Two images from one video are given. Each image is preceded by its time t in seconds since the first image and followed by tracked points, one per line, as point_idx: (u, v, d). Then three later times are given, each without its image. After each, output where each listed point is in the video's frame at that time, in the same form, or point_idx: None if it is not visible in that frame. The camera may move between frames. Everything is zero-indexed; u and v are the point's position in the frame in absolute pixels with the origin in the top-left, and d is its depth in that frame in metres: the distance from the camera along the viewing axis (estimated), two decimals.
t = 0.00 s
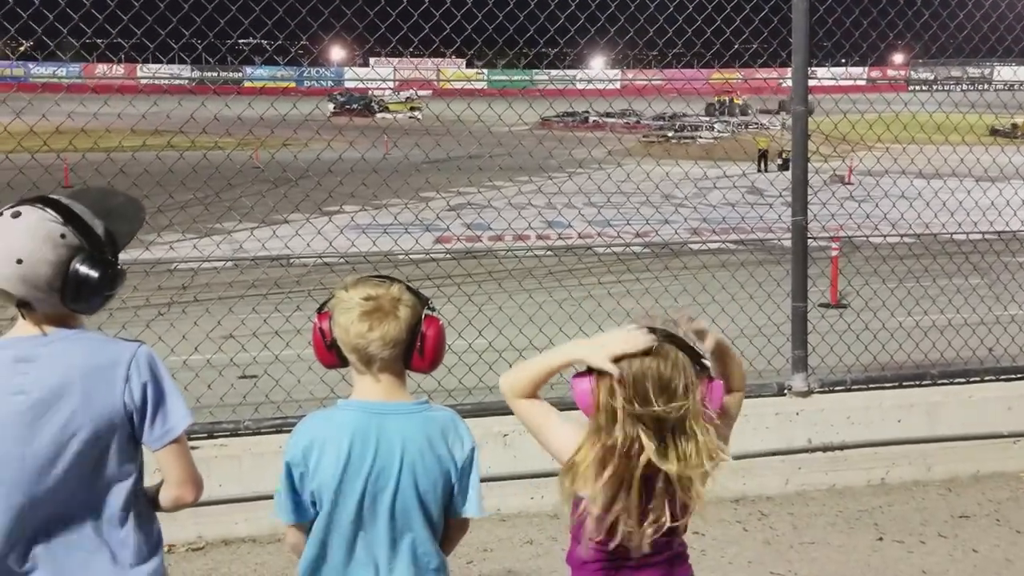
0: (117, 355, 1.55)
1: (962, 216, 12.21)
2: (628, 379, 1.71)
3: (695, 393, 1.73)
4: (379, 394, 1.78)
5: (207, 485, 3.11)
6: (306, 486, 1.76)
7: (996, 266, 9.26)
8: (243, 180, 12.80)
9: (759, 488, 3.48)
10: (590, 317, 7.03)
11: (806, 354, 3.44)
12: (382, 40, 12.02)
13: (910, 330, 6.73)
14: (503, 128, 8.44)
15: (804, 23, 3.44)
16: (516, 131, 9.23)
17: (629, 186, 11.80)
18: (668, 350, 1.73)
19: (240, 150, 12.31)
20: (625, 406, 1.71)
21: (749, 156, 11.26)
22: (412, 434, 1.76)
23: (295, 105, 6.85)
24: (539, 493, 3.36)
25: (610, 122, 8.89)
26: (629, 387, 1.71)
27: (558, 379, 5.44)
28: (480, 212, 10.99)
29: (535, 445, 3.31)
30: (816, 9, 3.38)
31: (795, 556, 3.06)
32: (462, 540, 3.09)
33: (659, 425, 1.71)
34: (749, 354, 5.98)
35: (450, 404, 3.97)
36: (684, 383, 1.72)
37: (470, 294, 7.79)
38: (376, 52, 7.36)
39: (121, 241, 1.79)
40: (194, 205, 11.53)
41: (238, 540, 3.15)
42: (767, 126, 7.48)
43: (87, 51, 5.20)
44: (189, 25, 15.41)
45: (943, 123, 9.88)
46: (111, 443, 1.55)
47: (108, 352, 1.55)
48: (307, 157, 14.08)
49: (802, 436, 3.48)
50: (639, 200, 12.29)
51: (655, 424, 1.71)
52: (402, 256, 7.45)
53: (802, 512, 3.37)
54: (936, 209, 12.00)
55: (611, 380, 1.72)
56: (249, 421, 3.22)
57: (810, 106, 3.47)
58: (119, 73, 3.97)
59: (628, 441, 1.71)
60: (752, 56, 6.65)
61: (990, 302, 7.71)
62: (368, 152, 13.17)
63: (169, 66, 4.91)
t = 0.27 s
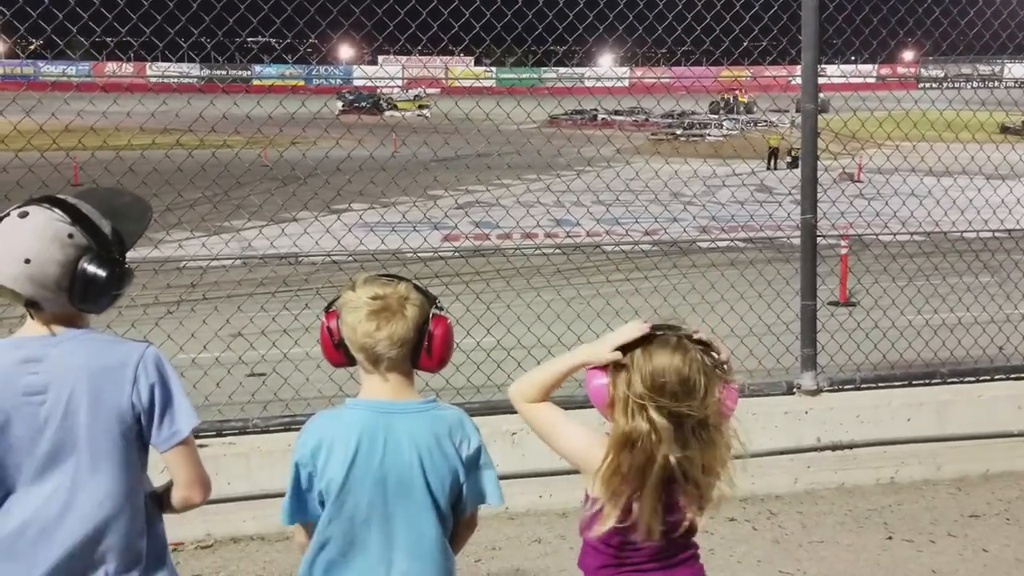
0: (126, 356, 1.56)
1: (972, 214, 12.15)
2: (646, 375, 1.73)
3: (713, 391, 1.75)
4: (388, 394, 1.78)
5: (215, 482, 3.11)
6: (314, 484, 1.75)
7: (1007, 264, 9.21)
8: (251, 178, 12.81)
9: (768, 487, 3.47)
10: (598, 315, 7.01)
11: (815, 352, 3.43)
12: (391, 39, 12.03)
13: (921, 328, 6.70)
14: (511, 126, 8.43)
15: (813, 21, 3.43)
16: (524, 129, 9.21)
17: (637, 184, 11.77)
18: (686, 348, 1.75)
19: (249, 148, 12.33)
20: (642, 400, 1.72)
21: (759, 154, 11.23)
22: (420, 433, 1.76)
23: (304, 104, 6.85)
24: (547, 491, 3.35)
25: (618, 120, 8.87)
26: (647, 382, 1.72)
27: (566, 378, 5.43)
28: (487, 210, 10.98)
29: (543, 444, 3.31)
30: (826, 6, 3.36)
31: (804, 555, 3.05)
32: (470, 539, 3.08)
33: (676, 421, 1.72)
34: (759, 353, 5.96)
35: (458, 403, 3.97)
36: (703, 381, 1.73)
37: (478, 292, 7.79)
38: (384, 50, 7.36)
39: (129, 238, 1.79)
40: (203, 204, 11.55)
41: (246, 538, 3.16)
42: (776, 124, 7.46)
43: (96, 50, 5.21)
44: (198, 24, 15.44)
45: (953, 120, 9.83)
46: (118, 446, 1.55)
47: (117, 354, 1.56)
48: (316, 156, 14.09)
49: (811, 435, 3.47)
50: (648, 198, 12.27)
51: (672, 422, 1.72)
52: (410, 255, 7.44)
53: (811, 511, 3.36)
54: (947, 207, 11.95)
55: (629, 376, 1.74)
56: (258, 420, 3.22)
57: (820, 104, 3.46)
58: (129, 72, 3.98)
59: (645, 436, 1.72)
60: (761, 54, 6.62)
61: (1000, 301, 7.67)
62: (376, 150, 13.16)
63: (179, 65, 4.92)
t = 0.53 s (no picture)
0: (132, 355, 1.56)
1: (982, 211, 12.10)
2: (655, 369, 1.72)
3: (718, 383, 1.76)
4: (393, 390, 1.78)
5: (222, 479, 3.11)
6: (322, 480, 1.76)
7: (1017, 262, 9.17)
8: (259, 175, 12.83)
9: (776, 485, 3.46)
10: (605, 313, 7.00)
11: (823, 349, 3.42)
12: (399, 36, 12.03)
13: (929, 326, 6.68)
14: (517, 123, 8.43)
15: (824, 16, 3.41)
16: (532, 125, 9.21)
17: (645, 182, 11.75)
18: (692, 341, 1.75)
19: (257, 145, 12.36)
20: (652, 396, 1.72)
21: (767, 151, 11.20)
22: (425, 429, 1.76)
23: (311, 101, 6.85)
24: (554, 488, 3.35)
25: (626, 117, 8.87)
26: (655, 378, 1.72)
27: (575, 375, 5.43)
28: (495, 206, 10.97)
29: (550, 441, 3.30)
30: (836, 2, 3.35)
31: (811, 553, 3.04)
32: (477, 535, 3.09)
33: (685, 415, 1.73)
34: (767, 352, 5.94)
35: (466, 400, 3.97)
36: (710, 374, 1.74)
37: (485, 289, 7.79)
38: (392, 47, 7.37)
39: (137, 233, 1.79)
40: (211, 200, 11.57)
41: (254, 533, 3.16)
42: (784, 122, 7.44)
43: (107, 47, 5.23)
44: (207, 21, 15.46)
45: (963, 117, 9.79)
46: (125, 444, 1.55)
47: (124, 352, 1.56)
48: (323, 152, 14.10)
49: (820, 433, 3.46)
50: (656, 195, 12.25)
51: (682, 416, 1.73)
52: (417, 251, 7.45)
53: (819, 509, 3.34)
54: (956, 205, 11.90)
55: (635, 372, 1.73)
56: (267, 416, 3.22)
57: (830, 100, 3.45)
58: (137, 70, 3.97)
59: (657, 431, 1.71)
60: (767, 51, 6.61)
61: (1010, 299, 7.64)
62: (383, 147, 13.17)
63: (187, 61, 4.92)
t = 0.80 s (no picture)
0: (138, 346, 1.55)
1: (988, 203, 12.05)
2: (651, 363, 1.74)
3: (715, 378, 1.78)
4: (396, 381, 1.78)
5: (226, 471, 3.11)
6: (325, 471, 1.76)
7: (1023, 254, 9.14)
8: (263, 166, 12.82)
9: (780, 477, 3.45)
10: (609, 304, 7.00)
11: (828, 341, 3.41)
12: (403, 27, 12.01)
13: (934, 318, 6.66)
14: (522, 114, 8.41)
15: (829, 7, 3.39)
16: (536, 116, 9.19)
17: (649, 173, 11.73)
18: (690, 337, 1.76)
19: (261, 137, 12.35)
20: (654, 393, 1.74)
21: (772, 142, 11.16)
22: (428, 419, 1.76)
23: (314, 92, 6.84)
24: (558, 480, 3.35)
25: (630, 108, 8.84)
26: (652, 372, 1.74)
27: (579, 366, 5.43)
28: (499, 198, 10.95)
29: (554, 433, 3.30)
30: None
31: (815, 545, 3.04)
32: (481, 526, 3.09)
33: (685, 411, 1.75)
34: (771, 344, 5.93)
35: (470, 391, 3.97)
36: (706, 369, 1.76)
37: (489, 281, 7.78)
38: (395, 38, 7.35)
39: (143, 226, 1.79)
40: (215, 192, 11.57)
41: (258, 524, 3.17)
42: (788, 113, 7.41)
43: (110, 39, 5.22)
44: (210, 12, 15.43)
45: (969, 108, 9.75)
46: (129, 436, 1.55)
47: (130, 344, 1.55)
48: (327, 144, 14.08)
49: (824, 425, 3.45)
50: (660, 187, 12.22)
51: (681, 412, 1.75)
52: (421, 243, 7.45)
53: (823, 501, 3.34)
54: (962, 196, 11.85)
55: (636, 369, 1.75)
56: (270, 408, 3.23)
57: (835, 91, 3.43)
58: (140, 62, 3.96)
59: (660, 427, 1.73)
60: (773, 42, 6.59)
61: (1015, 290, 7.61)
62: (387, 138, 13.15)
63: (190, 53, 4.91)
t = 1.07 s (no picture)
0: (145, 340, 1.55)
1: (997, 197, 12.00)
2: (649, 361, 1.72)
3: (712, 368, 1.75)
4: (401, 376, 1.77)
5: (233, 465, 3.12)
6: (331, 466, 1.76)
7: None
8: (269, 161, 12.82)
9: (787, 472, 3.44)
10: (615, 299, 6.99)
11: (835, 337, 3.40)
12: (409, 22, 11.99)
13: (942, 313, 6.63)
14: (528, 109, 8.40)
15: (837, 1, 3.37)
16: (541, 111, 9.17)
17: (655, 168, 11.69)
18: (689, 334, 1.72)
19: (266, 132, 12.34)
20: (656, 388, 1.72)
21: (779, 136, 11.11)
22: (435, 414, 1.75)
23: (320, 87, 6.84)
24: (563, 475, 3.34)
25: (636, 103, 8.81)
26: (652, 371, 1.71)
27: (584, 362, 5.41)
28: (505, 193, 10.93)
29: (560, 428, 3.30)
30: None
31: (821, 541, 3.03)
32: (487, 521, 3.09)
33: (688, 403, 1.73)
34: (778, 339, 5.90)
35: (475, 386, 3.97)
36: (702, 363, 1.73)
37: (495, 276, 7.77)
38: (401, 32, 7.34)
39: (152, 219, 1.79)
40: (221, 187, 11.57)
41: (265, 519, 3.17)
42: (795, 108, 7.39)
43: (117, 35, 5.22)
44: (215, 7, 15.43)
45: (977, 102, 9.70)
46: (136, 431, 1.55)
47: (137, 338, 1.55)
48: (333, 139, 14.08)
49: (831, 420, 3.45)
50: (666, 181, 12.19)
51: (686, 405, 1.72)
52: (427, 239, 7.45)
53: (829, 496, 3.33)
54: (970, 191, 11.80)
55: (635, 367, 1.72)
56: (276, 402, 3.23)
57: (842, 86, 3.41)
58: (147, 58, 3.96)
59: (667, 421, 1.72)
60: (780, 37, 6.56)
61: None
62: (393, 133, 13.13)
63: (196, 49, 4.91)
